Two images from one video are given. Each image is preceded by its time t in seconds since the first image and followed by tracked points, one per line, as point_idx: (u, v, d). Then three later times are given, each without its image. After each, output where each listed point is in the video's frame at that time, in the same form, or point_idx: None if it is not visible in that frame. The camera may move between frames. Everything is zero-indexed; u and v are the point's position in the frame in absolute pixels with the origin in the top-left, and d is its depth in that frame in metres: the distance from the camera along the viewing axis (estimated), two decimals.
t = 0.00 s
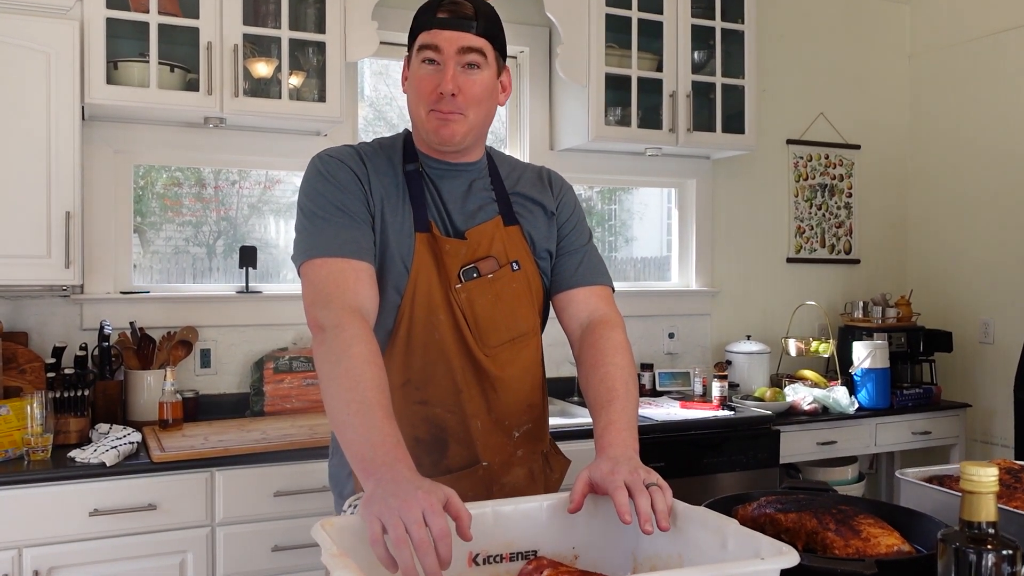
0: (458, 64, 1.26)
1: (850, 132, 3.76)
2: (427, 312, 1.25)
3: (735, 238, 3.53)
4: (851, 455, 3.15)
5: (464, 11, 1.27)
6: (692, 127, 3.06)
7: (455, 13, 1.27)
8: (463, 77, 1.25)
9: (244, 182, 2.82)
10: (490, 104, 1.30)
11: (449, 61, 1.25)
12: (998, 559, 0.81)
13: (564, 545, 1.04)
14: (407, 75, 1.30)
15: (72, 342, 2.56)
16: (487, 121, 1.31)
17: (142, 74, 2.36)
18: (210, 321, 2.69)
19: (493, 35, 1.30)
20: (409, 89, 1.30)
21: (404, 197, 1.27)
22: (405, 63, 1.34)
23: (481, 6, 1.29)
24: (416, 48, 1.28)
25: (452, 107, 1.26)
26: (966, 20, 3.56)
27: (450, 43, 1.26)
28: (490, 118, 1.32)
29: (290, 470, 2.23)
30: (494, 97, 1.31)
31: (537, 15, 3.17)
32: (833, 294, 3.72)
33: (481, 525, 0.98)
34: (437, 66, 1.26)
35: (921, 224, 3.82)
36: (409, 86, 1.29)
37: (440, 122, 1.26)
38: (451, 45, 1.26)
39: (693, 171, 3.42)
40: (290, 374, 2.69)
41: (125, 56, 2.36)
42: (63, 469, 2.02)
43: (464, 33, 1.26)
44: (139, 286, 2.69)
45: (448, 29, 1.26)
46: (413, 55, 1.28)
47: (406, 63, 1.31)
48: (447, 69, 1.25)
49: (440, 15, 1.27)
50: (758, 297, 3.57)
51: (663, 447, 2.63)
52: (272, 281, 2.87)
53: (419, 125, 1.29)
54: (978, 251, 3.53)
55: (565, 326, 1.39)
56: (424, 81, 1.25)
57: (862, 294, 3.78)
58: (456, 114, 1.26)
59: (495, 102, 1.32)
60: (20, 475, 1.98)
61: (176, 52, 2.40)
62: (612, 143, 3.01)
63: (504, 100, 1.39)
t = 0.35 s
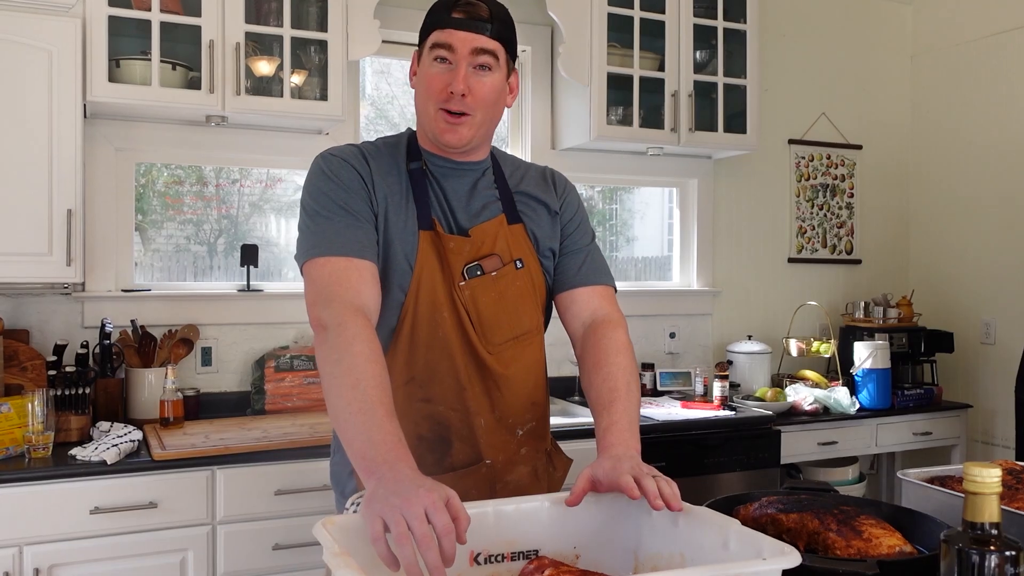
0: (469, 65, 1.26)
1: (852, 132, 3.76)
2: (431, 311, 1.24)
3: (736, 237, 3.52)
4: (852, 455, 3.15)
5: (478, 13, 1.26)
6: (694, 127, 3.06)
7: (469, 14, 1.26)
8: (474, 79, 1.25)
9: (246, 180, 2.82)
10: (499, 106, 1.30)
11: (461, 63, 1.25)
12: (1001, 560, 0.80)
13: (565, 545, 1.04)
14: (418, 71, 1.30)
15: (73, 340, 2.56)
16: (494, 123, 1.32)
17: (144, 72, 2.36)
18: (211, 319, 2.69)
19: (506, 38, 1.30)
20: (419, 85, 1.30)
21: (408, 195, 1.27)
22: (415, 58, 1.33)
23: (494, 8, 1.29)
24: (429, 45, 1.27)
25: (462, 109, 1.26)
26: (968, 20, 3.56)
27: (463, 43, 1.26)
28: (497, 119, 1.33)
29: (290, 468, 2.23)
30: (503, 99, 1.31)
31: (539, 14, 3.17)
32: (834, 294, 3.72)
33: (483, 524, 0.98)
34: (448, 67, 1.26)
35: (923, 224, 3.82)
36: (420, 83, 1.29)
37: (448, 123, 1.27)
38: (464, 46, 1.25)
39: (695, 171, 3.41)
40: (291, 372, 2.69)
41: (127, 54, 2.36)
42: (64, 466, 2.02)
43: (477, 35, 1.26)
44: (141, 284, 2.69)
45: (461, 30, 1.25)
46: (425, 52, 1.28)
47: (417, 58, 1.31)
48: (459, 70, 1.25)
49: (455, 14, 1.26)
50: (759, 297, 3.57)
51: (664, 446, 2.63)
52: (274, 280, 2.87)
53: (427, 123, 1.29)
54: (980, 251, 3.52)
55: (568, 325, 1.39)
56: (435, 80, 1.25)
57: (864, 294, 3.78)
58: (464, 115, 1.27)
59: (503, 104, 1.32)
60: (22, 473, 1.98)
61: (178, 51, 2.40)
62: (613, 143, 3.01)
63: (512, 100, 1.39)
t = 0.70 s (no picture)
0: (499, 84, 1.23)
1: (852, 132, 3.76)
2: (427, 311, 1.25)
3: (736, 237, 3.52)
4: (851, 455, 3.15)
5: (516, 32, 1.22)
6: (694, 127, 3.06)
7: (508, 31, 1.21)
8: (501, 98, 1.23)
9: (246, 179, 2.82)
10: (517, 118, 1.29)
11: (492, 79, 1.22)
12: (1001, 560, 0.80)
13: (565, 543, 1.04)
14: (441, 68, 1.25)
15: (73, 339, 2.56)
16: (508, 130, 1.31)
17: (144, 70, 2.37)
18: (211, 318, 2.69)
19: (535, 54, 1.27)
20: (439, 83, 1.26)
21: (404, 195, 1.27)
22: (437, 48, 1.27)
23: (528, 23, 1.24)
24: (461, 50, 1.22)
25: (480, 120, 1.25)
26: (968, 21, 3.56)
27: (498, 60, 1.22)
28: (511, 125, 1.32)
29: (290, 467, 2.23)
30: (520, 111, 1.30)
31: (540, 14, 3.17)
32: (833, 294, 3.72)
33: (483, 523, 0.98)
34: (477, 81, 1.22)
35: (923, 224, 3.82)
36: (443, 83, 1.25)
37: (465, 132, 1.25)
38: (500, 64, 1.21)
39: (695, 170, 3.41)
40: (291, 371, 2.69)
41: (127, 53, 2.36)
42: (64, 465, 2.02)
43: (513, 54, 1.22)
44: (140, 282, 2.69)
45: (497, 48, 1.21)
46: (455, 55, 1.22)
47: (442, 53, 1.25)
48: (488, 86, 1.22)
49: (492, 28, 1.21)
50: (759, 297, 3.57)
51: (664, 446, 2.63)
52: (273, 279, 2.87)
53: (441, 123, 1.27)
54: (981, 251, 3.52)
55: (565, 324, 1.39)
56: (462, 91, 1.23)
57: (864, 294, 3.78)
58: (484, 128, 1.25)
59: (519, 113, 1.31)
60: (21, 472, 1.98)
61: (178, 49, 2.40)
62: (614, 142, 3.00)
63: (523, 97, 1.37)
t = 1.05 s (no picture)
0: (536, 100, 1.24)
1: (850, 131, 3.76)
2: (434, 307, 1.25)
3: (734, 236, 3.53)
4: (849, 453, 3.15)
5: (557, 51, 1.23)
6: (692, 126, 3.07)
7: (551, 48, 1.22)
8: (537, 113, 1.25)
9: (244, 179, 2.82)
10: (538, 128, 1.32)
11: (530, 94, 1.23)
12: (1005, 551, 0.81)
13: (567, 539, 1.04)
14: (477, 76, 1.24)
15: (72, 337, 2.56)
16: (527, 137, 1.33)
17: (144, 69, 2.37)
18: (210, 317, 2.69)
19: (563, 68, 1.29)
20: (473, 92, 1.24)
21: (414, 192, 1.28)
22: (471, 53, 1.25)
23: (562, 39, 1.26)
24: (503, 63, 1.22)
25: (510, 131, 1.26)
26: (966, 20, 3.57)
27: (538, 76, 1.23)
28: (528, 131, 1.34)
29: (291, 465, 2.23)
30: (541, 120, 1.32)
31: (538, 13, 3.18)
32: (832, 292, 3.73)
33: (485, 519, 0.98)
34: (515, 96, 1.23)
35: (921, 223, 3.83)
36: (478, 92, 1.24)
37: (494, 143, 1.26)
38: (541, 82, 1.23)
39: (693, 170, 3.42)
40: (290, 370, 2.69)
41: (127, 52, 2.36)
42: (64, 463, 2.02)
43: (552, 70, 1.24)
44: (139, 282, 2.69)
45: (539, 66, 1.22)
46: (495, 67, 1.22)
47: (478, 60, 1.24)
48: (526, 100, 1.23)
49: (535, 45, 1.21)
50: (757, 296, 3.58)
51: (664, 444, 2.63)
52: (272, 278, 2.87)
53: (470, 130, 1.26)
54: (980, 249, 3.52)
55: (563, 323, 1.39)
56: (500, 107, 1.23)
57: (862, 293, 3.79)
58: (514, 140, 1.27)
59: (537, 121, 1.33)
60: (23, 470, 1.98)
61: (177, 48, 2.40)
62: (612, 141, 3.01)
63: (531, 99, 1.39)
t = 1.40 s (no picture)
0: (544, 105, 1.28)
1: (846, 135, 3.76)
2: (428, 314, 1.24)
3: (730, 239, 3.52)
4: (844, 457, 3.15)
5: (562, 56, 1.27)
6: (688, 128, 3.06)
7: (557, 54, 1.25)
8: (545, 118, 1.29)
9: (238, 181, 2.80)
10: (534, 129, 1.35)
11: (540, 100, 1.27)
12: (999, 561, 0.80)
13: (559, 545, 1.03)
14: (488, 86, 1.24)
15: (63, 340, 2.54)
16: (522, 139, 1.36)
17: (136, 70, 2.35)
18: (203, 320, 2.68)
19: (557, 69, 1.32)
20: (484, 101, 1.25)
21: (408, 198, 1.27)
22: (477, 62, 1.24)
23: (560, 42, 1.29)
24: (516, 72, 1.23)
25: (519, 137, 1.29)
26: (962, 24, 3.57)
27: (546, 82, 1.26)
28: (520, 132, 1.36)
29: (283, 469, 2.21)
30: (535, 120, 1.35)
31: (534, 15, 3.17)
32: (827, 296, 3.72)
33: (476, 523, 0.97)
34: (526, 103, 1.26)
35: (917, 226, 3.82)
36: (489, 101, 1.24)
37: (506, 150, 1.28)
38: (551, 88, 1.26)
39: (689, 173, 3.42)
40: (283, 373, 2.67)
41: (119, 52, 2.35)
42: (54, 467, 2.00)
43: (558, 75, 1.27)
44: (132, 284, 2.67)
45: (550, 73, 1.25)
46: (508, 77, 1.23)
47: (487, 69, 1.24)
48: (537, 107, 1.27)
49: (546, 53, 1.24)
50: (752, 299, 3.57)
51: (659, 448, 2.62)
52: (266, 281, 2.86)
53: (481, 139, 1.27)
54: (976, 253, 3.52)
55: (554, 324, 1.38)
56: (513, 115, 1.25)
57: (857, 296, 3.78)
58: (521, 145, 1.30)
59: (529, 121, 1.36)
60: (12, 474, 1.96)
61: (170, 49, 2.39)
62: (607, 144, 3.00)
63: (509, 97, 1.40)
